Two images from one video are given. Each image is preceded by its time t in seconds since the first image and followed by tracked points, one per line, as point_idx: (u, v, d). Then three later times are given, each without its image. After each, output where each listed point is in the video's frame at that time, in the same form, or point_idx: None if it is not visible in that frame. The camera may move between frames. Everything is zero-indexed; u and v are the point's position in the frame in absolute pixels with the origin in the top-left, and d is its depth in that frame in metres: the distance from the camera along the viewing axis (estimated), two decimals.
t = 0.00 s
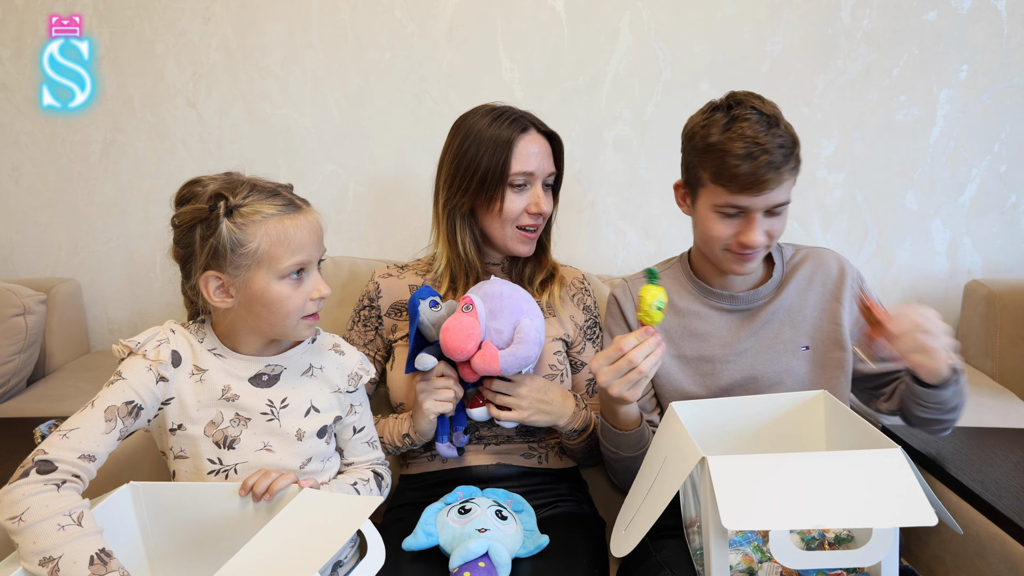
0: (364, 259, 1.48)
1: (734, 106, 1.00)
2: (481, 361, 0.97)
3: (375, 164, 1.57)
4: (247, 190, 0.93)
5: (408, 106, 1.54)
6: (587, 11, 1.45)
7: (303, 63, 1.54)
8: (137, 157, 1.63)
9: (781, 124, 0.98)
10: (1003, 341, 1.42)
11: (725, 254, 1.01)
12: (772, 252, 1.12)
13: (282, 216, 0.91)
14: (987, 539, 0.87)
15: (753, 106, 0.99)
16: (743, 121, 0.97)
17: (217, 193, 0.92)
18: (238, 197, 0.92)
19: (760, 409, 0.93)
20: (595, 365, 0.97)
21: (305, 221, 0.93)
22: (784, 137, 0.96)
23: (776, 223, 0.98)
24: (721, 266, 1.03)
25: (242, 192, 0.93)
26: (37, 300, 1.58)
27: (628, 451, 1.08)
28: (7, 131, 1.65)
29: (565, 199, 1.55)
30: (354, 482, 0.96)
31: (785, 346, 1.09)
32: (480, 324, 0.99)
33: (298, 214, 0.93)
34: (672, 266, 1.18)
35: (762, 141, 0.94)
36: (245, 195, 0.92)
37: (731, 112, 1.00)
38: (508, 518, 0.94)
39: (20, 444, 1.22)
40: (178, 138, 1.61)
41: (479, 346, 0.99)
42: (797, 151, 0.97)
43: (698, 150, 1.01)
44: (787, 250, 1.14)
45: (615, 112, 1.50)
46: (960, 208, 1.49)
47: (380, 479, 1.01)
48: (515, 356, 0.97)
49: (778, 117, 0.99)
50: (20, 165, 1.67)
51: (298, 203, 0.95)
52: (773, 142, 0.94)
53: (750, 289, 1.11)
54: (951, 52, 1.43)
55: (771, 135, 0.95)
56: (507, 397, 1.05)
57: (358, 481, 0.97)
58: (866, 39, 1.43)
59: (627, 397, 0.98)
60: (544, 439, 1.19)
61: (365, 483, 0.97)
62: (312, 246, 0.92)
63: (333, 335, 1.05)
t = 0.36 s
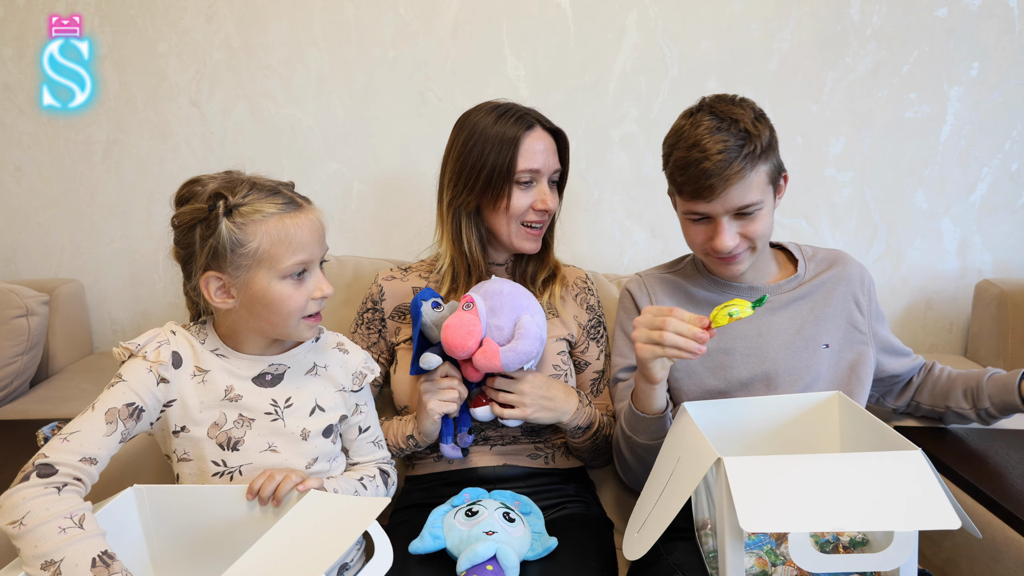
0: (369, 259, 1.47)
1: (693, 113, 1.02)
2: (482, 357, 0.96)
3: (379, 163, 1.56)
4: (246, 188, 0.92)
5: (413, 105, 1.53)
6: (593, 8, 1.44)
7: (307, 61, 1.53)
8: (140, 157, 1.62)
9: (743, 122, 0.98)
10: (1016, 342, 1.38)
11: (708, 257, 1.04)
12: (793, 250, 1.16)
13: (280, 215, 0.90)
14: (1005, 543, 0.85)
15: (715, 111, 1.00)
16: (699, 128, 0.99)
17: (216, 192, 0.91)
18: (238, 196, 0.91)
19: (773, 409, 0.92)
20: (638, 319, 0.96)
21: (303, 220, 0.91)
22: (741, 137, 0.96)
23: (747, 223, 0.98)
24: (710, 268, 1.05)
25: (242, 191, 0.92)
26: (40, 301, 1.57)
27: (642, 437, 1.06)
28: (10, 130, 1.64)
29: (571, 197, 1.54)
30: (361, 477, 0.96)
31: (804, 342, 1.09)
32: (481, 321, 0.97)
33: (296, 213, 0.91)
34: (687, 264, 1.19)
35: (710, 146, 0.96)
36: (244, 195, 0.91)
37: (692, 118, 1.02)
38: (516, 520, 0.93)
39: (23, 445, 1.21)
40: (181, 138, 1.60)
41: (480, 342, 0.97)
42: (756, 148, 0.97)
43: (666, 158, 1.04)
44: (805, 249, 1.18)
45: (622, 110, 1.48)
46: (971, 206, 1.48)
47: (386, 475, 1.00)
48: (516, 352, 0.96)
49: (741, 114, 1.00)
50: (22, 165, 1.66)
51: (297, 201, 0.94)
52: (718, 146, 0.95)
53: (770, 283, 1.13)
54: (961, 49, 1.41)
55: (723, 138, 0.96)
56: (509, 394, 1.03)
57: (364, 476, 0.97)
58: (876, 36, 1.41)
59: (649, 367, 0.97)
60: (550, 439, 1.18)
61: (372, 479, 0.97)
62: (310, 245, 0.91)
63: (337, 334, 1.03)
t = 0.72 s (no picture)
0: (373, 257, 1.45)
1: (765, 101, 0.99)
2: (486, 359, 0.94)
3: (384, 159, 1.54)
4: (244, 187, 0.90)
5: (419, 101, 1.51)
6: (603, 4, 1.42)
7: (313, 56, 1.51)
8: (143, 151, 1.61)
9: (810, 127, 0.96)
10: None
11: (724, 248, 1.03)
12: (804, 254, 1.14)
13: (279, 218, 0.88)
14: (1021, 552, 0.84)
15: (786, 105, 0.97)
16: (764, 117, 0.97)
17: (214, 192, 0.89)
18: (235, 197, 0.89)
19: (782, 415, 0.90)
20: (655, 308, 0.95)
21: (302, 223, 0.89)
22: (806, 140, 0.95)
23: (778, 227, 0.97)
24: (721, 260, 1.05)
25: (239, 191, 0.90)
26: (40, 295, 1.56)
27: (648, 430, 1.03)
28: (13, 123, 1.63)
29: (578, 196, 1.52)
30: (361, 478, 0.95)
31: (814, 345, 1.08)
32: (485, 323, 0.96)
33: (296, 215, 0.90)
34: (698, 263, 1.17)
35: (774, 137, 0.94)
36: (241, 195, 0.89)
37: (762, 106, 0.99)
38: (520, 525, 0.91)
39: (23, 442, 1.20)
40: (184, 132, 1.58)
41: (484, 345, 0.96)
42: (815, 157, 0.95)
43: (720, 138, 1.02)
44: (815, 254, 1.14)
45: (630, 108, 1.47)
46: (983, 208, 1.46)
47: (386, 478, 0.99)
48: (520, 354, 0.94)
49: (811, 119, 0.98)
50: (24, 157, 1.64)
51: (297, 201, 0.92)
52: (783, 139, 0.93)
53: (780, 288, 1.11)
54: (976, 48, 1.39)
55: (789, 134, 0.94)
56: (514, 397, 1.03)
57: (365, 478, 0.96)
58: (889, 35, 1.39)
59: (659, 357, 0.95)
60: (554, 441, 1.17)
61: (372, 480, 0.96)
62: (309, 248, 0.89)
63: (338, 334, 1.02)
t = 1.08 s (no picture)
0: (371, 257, 1.44)
1: (810, 97, 0.99)
2: (489, 359, 0.94)
3: (383, 159, 1.53)
4: (221, 207, 0.79)
5: (418, 100, 1.50)
6: (604, 5, 1.41)
7: (311, 54, 1.50)
8: (139, 148, 1.59)
9: (855, 126, 0.96)
10: None
11: (753, 242, 1.01)
12: (815, 259, 1.13)
13: (230, 255, 0.77)
14: None
15: (832, 102, 0.98)
16: (811, 111, 0.97)
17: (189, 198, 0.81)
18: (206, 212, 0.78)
19: (782, 420, 0.89)
20: (685, 291, 0.95)
21: (254, 269, 0.77)
22: (850, 138, 0.95)
23: (810, 224, 0.97)
24: (746, 255, 1.03)
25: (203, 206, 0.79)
26: (34, 294, 1.54)
27: (659, 419, 1.01)
28: (7, 119, 1.61)
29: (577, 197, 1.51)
30: (356, 471, 0.94)
31: (818, 350, 1.07)
32: (488, 321, 0.95)
33: (252, 258, 0.78)
34: (715, 262, 1.18)
35: (824, 129, 0.93)
36: (217, 210, 0.79)
37: (806, 102, 0.99)
38: (517, 530, 0.90)
39: (14, 442, 1.18)
40: (181, 130, 1.57)
41: (487, 343, 0.95)
42: (857, 156, 0.95)
43: (761, 131, 1.01)
44: (827, 262, 1.14)
45: (630, 109, 1.46)
46: (984, 213, 1.45)
47: (380, 469, 0.99)
48: (524, 354, 0.94)
49: (854, 119, 0.98)
50: (19, 154, 1.62)
51: (267, 239, 0.79)
52: (832, 133, 0.93)
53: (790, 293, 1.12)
54: (978, 53, 1.39)
55: (837, 128, 0.94)
56: (516, 397, 1.01)
57: (360, 471, 0.95)
58: (892, 38, 1.39)
59: (683, 340, 0.95)
60: (554, 444, 1.16)
61: (367, 472, 0.95)
62: (257, 297, 0.78)
63: (334, 334, 1.00)
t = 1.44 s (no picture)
0: (367, 255, 1.44)
1: (808, 96, 0.99)
2: (489, 352, 0.93)
3: (379, 158, 1.53)
4: (195, 220, 0.79)
5: (414, 98, 1.49)
6: (601, 3, 1.41)
7: (306, 52, 1.49)
8: (133, 147, 1.58)
9: (853, 125, 0.97)
10: None
11: (751, 243, 1.01)
12: (812, 261, 1.13)
13: (197, 271, 0.77)
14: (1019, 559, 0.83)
15: (830, 101, 0.98)
16: (808, 111, 0.97)
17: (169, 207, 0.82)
18: (185, 222, 0.79)
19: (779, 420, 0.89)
20: (682, 304, 0.91)
21: (221, 286, 0.77)
22: (849, 138, 0.95)
23: (808, 224, 0.97)
24: (746, 255, 1.03)
25: (178, 217, 0.79)
26: (28, 293, 1.53)
27: (654, 421, 1.01)
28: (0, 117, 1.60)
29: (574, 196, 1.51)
30: (352, 476, 0.94)
31: (816, 352, 1.07)
32: (488, 315, 0.95)
33: (219, 275, 0.77)
34: (710, 262, 1.18)
35: (822, 129, 0.93)
36: (191, 221, 0.79)
37: (804, 101, 0.99)
38: (515, 528, 0.90)
39: (7, 442, 1.17)
40: (176, 128, 1.56)
41: (487, 337, 0.95)
42: (856, 155, 0.96)
43: (758, 131, 1.01)
44: (824, 259, 1.15)
45: (627, 107, 1.45)
46: (980, 211, 1.46)
47: (375, 473, 0.98)
48: (524, 347, 0.93)
49: (852, 118, 0.98)
50: (13, 153, 1.61)
51: (237, 255, 0.79)
52: (831, 132, 0.93)
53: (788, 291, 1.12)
54: (974, 51, 1.39)
55: (835, 128, 0.94)
56: (515, 391, 1.01)
57: (356, 475, 0.94)
58: (887, 36, 1.39)
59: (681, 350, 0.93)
60: (552, 441, 1.15)
61: (363, 476, 0.95)
62: (225, 313, 0.78)
63: (333, 335, 0.99)
